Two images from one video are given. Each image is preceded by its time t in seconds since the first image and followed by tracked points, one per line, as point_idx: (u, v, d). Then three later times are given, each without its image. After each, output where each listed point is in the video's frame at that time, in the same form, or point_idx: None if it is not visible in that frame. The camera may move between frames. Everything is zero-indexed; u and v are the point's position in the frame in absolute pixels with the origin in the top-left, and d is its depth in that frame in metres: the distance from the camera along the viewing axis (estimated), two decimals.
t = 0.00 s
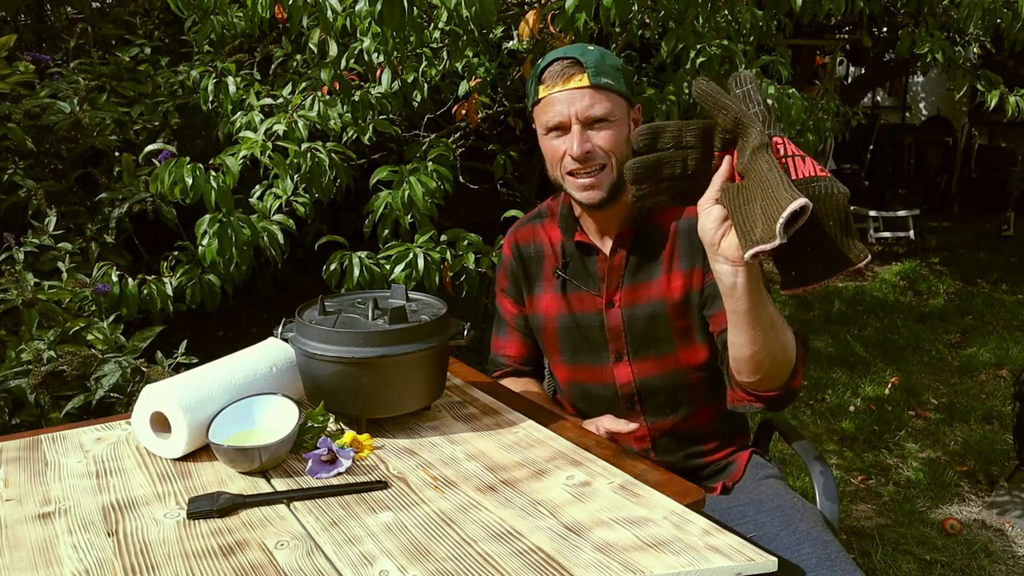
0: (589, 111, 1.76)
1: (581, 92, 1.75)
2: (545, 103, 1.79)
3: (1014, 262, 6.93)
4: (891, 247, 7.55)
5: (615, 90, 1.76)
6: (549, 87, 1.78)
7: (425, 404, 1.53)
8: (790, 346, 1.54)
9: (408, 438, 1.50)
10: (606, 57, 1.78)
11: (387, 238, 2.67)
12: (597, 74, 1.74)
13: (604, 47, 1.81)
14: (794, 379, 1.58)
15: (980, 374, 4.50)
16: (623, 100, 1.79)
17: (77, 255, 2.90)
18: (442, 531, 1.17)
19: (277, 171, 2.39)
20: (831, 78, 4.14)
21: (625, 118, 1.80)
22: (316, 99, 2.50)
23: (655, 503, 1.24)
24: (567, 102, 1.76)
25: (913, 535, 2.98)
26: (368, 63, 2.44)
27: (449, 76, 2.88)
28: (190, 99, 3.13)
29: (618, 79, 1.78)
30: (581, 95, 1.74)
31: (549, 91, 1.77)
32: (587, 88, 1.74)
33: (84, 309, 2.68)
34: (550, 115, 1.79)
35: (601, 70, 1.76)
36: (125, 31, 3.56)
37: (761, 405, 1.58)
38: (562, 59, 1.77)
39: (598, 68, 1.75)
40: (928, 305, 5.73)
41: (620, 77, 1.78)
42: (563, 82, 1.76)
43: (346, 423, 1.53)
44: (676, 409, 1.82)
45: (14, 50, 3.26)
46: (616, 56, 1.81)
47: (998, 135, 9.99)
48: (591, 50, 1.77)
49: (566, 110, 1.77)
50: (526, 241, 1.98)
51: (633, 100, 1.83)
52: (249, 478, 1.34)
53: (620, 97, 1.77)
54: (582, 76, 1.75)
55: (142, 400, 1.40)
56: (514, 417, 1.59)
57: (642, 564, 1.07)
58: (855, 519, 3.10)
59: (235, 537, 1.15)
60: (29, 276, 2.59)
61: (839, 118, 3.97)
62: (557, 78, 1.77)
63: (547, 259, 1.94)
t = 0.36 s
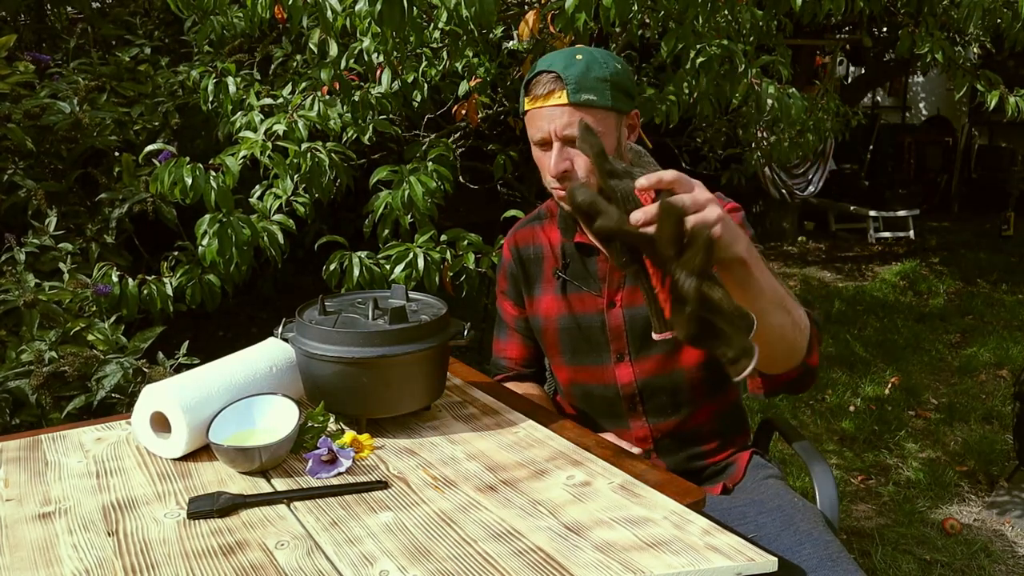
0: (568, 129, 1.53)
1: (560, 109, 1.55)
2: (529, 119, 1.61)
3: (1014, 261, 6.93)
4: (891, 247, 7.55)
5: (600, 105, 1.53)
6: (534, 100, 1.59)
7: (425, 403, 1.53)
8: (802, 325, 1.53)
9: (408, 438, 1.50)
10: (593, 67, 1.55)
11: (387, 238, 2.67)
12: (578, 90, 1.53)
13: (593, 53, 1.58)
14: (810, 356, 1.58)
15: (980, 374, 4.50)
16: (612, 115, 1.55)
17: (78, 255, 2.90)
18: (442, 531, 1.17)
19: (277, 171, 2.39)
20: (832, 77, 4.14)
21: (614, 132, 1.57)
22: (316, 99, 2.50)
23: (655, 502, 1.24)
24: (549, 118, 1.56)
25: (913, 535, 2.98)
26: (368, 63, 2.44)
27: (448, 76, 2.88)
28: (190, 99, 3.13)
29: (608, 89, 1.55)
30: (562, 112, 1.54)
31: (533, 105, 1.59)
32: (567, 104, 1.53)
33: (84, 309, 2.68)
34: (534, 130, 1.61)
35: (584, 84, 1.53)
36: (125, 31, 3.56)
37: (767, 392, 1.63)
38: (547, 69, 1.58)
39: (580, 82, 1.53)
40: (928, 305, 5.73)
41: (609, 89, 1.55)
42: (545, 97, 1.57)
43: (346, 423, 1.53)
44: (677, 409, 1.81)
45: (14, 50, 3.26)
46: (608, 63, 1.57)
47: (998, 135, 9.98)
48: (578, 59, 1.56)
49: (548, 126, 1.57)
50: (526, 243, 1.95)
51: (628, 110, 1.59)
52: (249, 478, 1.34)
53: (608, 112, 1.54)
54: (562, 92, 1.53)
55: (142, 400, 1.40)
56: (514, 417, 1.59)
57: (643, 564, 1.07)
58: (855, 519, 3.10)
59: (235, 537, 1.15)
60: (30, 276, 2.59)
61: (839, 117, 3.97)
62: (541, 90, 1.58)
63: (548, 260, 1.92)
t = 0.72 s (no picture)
0: (564, 133, 1.56)
1: (557, 113, 1.55)
2: (529, 116, 1.61)
3: (1014, 261, 6.93)
4: (891, 247, 7.55)
5: (598, 114, 1.55)
6: (535, 99, 1.59)
7: (424, 404, 1.53)
8: (774, 347, 1.39)
9: (408, 438, 1.50)
10: (596, 72, 1.54)
11: (387, 238, 2.67)
12: (577, 97, 1.54)
13: (599, 56, 1.56)
14: (796, 376, 1.43)
15: (980, 374, 4.50)
16: (610, 122, 1.57)
17: (78, 255, 2.90)
18: (442, 531, 1.17)
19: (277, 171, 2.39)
20: (832, 78, 4.14)
21: (610, 139, 1.59)
22: (316, 99, 2.50)
23: (655, 503, 1.24)
24: (547, 120, 1.56)
25: (913, 535, 2.98)
26: (368, 63, 2.44)
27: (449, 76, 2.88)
28: (189, 99, 3.13)
29: (608, 97, 1.55)
30: (559, 116, 1.55)
31: (533, 104, 1.59)
32: (566, 109, 1.54)
33: (84, 309, 2.68)
34: (532, 127, 1.61)
35: (584, 90, 1.54)
36: (125, 31, 3.56)
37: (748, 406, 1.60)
38: (550, 70, 1.57)
39: (580, 89, 1.53)
40: (928, 305, 5.73)
41: (609, 96, 1.55)
42: (545, 98, 1.57)
43: (346, 423, 1.53)
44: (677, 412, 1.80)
45: (14, 50, 3.26)
46: (613, 67, 1.56)
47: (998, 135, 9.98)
48: (583, 62, 1.54)
49: (545, 127, 1.57)
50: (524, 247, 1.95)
51: (629, 118, 1.60)
52: (249, 478, 1.34)
53: (605, 119, 1.56)
54: (561, 96, 1.54)
55: (141, 400, 1.40)
56: (514, 417, 1.59)
57: (642, 564, 1.07)
58: (855, 519, 3.10)
59: (235, 537, 1.15)
60: (30, 276, 2.59)
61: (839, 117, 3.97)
62: (542, 89, 1.58)
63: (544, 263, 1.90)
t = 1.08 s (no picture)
0: (558, 134, 1.56)
1: (551, 113, 1.55)
2: (522, 118, 1.61)
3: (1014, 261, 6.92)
4: (891, 247, 7.55)
5: (592, 114, 1.55)
6: (528, 101, 1.59)
7: (424, 404, 1.53)
8: (737, 365, 1.35)
9: (408, 438, 1.50)
10: (589, 73, 1.55)
11: (387, 237, 2.67)
12: (571, 97, 1.53)
13: (593, 56, 1.56)
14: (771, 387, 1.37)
15: (980, 374, 4.50)
16: (603, 123, 1.57)
17: (78, 254, 2.90)
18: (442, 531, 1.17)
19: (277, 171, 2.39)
20: (832, 78, 4.14)
21: (604, 139, 1.59)
22: (316, 99, 2.50)
23: (655, 503, 1.24)
24: (540, 121, 1.56)
25: (913, 535, 2.98)
26: (369, 63, 2.44)
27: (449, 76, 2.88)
28: (189, 99, 3.14)
29: (602, 98, 1.55)
30: (553, 117, 1.55)
31: (526, 105, 1.59)
32: (559, 109, 1.54)
33: (84, 308, 2.68)
34: (526, 128, 1.61)
35: (577, 91, 1.54)
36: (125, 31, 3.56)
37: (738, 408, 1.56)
38: (543, 71, 1.57)
39: (573, 89, 1.53)
40: (928, 305, 5.73)
41: (603, 97, 1.55)
42: (538, 99, 1.56)
43: (347, 423, 1.53)
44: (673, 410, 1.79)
45: (14, 49, 3.26)
46: (607, 68, 1.56)
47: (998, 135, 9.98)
48: (576, 63, 1.54)
49: (539, 128, 1.57)
50: (519, 246, 1.94)
51: (623, 118, 1.60)
52: (249, 478, 1.34)
53: (599, 120, 1.56)
54: (554, 97, 1.54)
55: (142, 400, 1.40)
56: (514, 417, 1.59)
57: (642, 564, 1.07)
58: (855, 519, 3.10)
59: (235, 537, 1.15)
60: (30, 275, 2.60)
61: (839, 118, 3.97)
62: (535, 90, 1.58)
63: (539, 264, 1.89)
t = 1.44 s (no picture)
0: (559, 123, 1.56)
1: (553, 102, 1.55)
2: (524, 105, 1.61)
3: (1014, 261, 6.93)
4: (891, 246, 7.55)
5: (594, 105, 1.55)
6: (531, 88, 1.59)
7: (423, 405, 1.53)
8: (577, 361, 1.33)
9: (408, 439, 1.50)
10: (595, 65, 1.55)
11: (387, 237, 2.67)
12: (575, 86, 1.54)
13: (599, 49, 1.56)
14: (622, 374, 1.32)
15: (980, 374, 4.50)
16: (606, 114, 1.57)
17: (78, 254, 2.89)
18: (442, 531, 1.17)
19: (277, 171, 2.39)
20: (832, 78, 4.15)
21: (605, 132, 1.59)
22: (316, 99, 2.50)
23: (655, 503, 1.24)
24: (542, 109, 1.56)
25: (913, 535, 2.98)
26: (368, 63, 2.44)
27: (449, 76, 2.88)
28: (189, 99, 3.15)
29: (604, 89, 1.56)
30: (555, 105, 1.55)
31: (529, 93, 1.59)
32: (561, 98, 1.54)
33: (85, 308, 2.68)
34: (528, 117, 1.61)
35: (581, 81, 1.54)
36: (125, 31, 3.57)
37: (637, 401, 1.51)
38: (548, 60, 1.57)
39: (577, 78, 1.54)
40: (928, 305, 5.73)
41: (606, 89, 1.56)
42: (541, 87, 1.57)
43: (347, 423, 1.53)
44: (662, 407, 1.73)
45: (15, 49, 3.26)
46: (613, 61, 1.56)
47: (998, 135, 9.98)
48: (582, 54, 1.55)
49: (540, 116, 1.57)
50: (517, 242, 1.95)
51: (625, 113, 1.60)
52: (249, 478, 1.34)
53: (601, 111, 1.56)
54: (558, 85, 1.54)
55: (142, 400, 1.40)
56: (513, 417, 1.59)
57: (642, 564, 1.06)
58: (855, 519, 3.10)
59: (235, 537, 1.15)
60: (30, 275, 2.60)
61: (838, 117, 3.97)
62: (538, 79, 1.58)
63: (534, 260, 1.90)
